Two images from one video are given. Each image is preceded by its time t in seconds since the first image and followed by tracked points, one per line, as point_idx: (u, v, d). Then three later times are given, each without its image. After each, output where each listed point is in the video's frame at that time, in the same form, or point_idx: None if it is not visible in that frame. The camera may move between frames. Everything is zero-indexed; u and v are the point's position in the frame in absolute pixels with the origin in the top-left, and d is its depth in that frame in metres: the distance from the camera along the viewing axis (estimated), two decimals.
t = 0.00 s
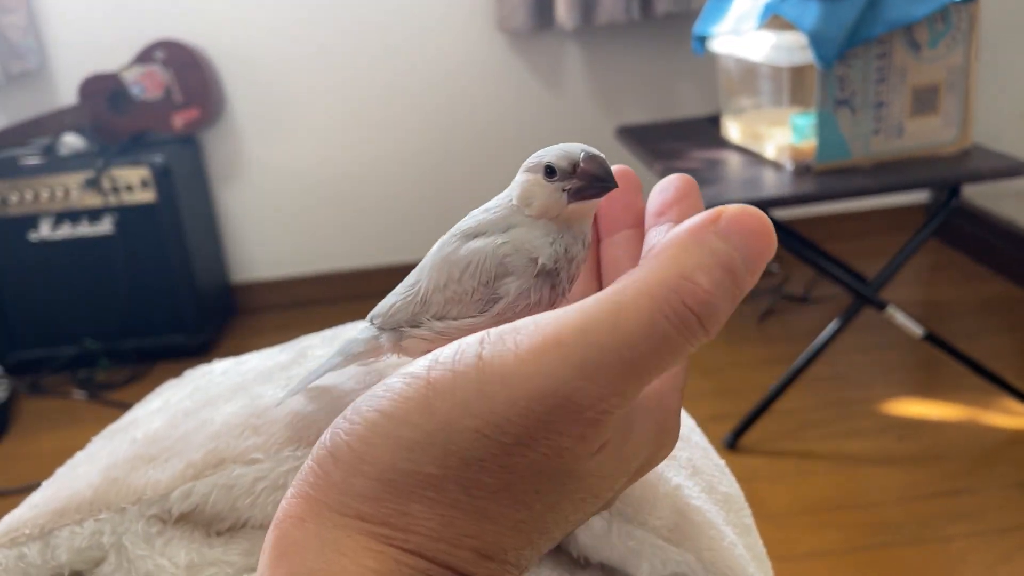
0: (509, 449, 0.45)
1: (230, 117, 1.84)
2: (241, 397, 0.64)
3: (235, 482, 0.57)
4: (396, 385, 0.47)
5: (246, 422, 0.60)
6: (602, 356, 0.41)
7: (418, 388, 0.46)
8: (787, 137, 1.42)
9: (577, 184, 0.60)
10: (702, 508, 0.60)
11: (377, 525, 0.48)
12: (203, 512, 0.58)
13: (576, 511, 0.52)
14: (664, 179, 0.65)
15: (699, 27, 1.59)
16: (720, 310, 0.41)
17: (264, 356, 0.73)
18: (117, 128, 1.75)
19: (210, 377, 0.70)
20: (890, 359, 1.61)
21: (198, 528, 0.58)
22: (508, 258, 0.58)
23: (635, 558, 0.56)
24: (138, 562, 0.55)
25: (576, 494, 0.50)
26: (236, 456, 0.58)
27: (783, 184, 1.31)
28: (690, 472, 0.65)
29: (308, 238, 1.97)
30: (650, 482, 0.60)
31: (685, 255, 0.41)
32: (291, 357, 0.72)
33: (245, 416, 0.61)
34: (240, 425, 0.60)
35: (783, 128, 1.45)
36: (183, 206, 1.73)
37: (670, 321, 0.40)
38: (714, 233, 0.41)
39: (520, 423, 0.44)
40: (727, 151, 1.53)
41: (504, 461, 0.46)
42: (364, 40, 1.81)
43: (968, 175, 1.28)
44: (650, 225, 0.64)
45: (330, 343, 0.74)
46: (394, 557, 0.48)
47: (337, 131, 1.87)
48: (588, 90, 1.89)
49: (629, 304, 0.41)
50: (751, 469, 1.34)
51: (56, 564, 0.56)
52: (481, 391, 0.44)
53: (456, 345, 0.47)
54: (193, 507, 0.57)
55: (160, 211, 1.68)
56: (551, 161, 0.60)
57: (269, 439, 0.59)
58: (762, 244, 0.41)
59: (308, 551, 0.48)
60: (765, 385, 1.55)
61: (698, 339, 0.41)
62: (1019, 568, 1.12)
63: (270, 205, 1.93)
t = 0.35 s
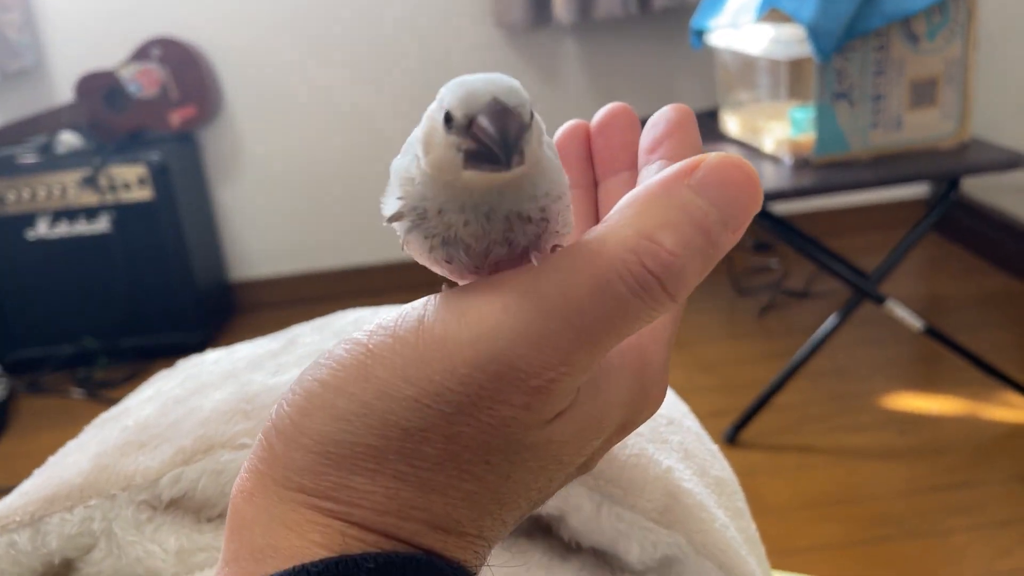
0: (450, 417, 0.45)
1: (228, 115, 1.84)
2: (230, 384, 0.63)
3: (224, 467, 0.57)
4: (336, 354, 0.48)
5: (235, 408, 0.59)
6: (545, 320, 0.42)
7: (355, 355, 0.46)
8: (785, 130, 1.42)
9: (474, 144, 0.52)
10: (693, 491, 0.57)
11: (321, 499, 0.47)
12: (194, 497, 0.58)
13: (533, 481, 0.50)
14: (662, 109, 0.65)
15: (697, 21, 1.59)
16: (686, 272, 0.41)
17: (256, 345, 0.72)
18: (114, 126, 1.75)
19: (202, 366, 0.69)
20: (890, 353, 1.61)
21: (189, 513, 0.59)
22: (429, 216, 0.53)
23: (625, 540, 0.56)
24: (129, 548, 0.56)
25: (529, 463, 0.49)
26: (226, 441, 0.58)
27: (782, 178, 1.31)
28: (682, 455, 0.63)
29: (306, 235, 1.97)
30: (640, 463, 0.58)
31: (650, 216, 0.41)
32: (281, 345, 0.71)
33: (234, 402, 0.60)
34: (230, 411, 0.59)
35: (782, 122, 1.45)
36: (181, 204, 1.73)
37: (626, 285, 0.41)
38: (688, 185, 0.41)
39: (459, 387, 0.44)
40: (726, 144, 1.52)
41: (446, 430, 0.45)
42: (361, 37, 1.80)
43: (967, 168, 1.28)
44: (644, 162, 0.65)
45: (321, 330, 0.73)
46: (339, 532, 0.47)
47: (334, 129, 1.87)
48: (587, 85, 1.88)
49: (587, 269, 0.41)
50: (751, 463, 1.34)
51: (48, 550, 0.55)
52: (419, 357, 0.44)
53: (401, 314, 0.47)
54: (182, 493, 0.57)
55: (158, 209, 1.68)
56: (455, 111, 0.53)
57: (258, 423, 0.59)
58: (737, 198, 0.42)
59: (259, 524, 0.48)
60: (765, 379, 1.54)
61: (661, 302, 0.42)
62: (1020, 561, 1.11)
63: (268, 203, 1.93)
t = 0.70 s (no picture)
0: (444, 402, 0.45)
1: (224, 116, 1.84)
2: (221, 386, 0.63)
3: (216, 470, 0.57)
4: (329, 349, 0.48)
5: (225, 411, 0.60)
6: (533, 310, 0.43)
7: (349, 347, 0.46)
8: (782, 128, 1.42)
9: (473, 140, 0.50)
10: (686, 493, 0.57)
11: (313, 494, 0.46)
12: (184, 501, 0.58)
13: (528, 472, 0.49)
14: (648, 117, 0.65)
15: (693, 20, 1.59)
16: (666, 272, 0.43)
17: (247, 347, 0.72)
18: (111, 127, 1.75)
19: (193, 368, 0.68)
20: (888, 352, 1.61)
21: (179, 516, 0.59)
22: (413, 208, 0.53)
23: (617, 543, 0.55)
24: (118, 552, 0.55)
25: (523, 451, 0.48)
26: (216, 444, 0.58)
27: (778, 177, 1.31)
28: (675, 457, 0.63)
29: (304, 236, 1.97)
30: (633, 465, 0.58)
31: (631, 219, 0.43)
32: (273, 347, 0.71)
33: (224, 405, 0.60)
34: (220, 414, 0.59)
35: (778, 121, 1.44)
36: (178, 206, 1.73)
37: (610, 281, 0.42)
38: (665, 194, 0.43)
39: (455, 372, 0.44)
40: (723, 143, 1.52)
41: (440, 416, 0.45)
42: (357, 37, 1.80)
43: (964, 165, 1.28)
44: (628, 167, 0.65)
45: (312, 332, 0.73)
46: (330, 528, 0.45)
47: (331, 129, 1.87)
48: (585, 84, 1.88)
49: (572, 268, 0.43)
50: (749, 463, 1.33)
51: (37, 554, 0.55)
52: (415, 345, 0.44)
53: (394, 307, 0.47)
54: (172, 497, 0.57)
55: (155, 211, 1.68)
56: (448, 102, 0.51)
57: (248, 427, 0.59)
58: (713, 205, 0.43)
59: (248, 524, 0.46)
60: (763, 378, 1.54)
61: (644, 299, 0.43)
62: (1018, 559, 1.11)
63: (265, 204, 1.92)
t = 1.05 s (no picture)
0: (476, 408, 0.44)
1: (224, 119, 1.84)
2: (226, 384, 0.63)
3: (220, 468, 0.57)
4: (364, 351, 0.47)
5: (229, 409, 0.60)
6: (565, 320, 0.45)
7: (384, 352, 0.46)
8: (781, 129, 1.42)
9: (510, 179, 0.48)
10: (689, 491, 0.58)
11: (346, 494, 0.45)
12: (189, 498, 0.58)
13: (551, 477, 0.49)
14: (653, 146, 0.66)
15: (691, 21, 1.59)
16: (684, 291, 0.47)
17: (250, 345, 0.72)
18: (110, 130, 1.75)
19: (196, 367, 0.69)
20: (888, 351, 1.61)
21: (184, 514, 0.58)
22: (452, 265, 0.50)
23: (620, 540, 0.55)
24: (123, 549, 0.56)
25: (547, 458, 0.48)
26: (221, 442, 0.58)
27: (778, 176, 1.31)
28: (677, 455, 0.63)
29: (304, 238, 1.97)
30: (635, 463, 0.58)
31: (652, 242, 0.47)
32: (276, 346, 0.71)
33: (229, 403, 0.60)
34: (224, 411, 0.59)
35: (777, 120, 1.45)
36: (179, 208, 1.74)
37: (632, 298, 0.46)
38: (682, 221, 0.47)
39: (489, 377, 0.44)
40: (722, 143, 1.53)
41: (472, 421, 0.45)
42: (356, 40, 1.81)
43: (962, 165, 1.28)
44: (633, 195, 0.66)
45: (315, 331, 0.72)
46: (363, 526, 0.44)
47: (331, 132, 1.87)
48: (583, 85, 1.89)
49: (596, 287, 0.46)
50: (750, 462, 1.34)
51: (43, 552, 0.55)
52: (449, 350, 0.44)
53: (423, 316, 0.48)
54: (178, 494, 0.57)
55: (155, 214, 1.69)
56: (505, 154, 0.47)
57: (253, 424, 0.59)
58: (724, 232, 0.47)
59: (281, 522, 0.45)
60: (763, 378, 1.54)
61: (663, 315, 0.47)
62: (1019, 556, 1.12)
63: (265, 206, 1.93)
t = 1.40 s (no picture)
0: (494, 414, 0.47)
1: (225, 124, 1.85)
2: (237, 391, 0.64)
3: (232, 474, 0.58)
4: (383, 359, 0.50)
5: (241, 416, 0.60)
6: (578, 330, 0.46)
7: (404, 360, 0.48)
8: (781, 133, 1.43)
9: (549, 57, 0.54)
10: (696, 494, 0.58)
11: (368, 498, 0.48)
12: (201, 504, 0.59)
13: (562, 481, 0.51)
14: (654, 157, 0.67)
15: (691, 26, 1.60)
16: (692, 300, 0.48)
17: (260, 352, 0.72)
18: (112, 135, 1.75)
19: (206, 373, 0.69)
20: (888, 354, 1.62)
21: (196, 520, 0.59)
22: (544, 201, 0.55)
23: (628, 543, 0.56)
24: (138, 555, 0.56)
25: (561, 463, 0.50)
26: (234, 447, 0.59)
27: (778, 180, 1.32)
28: (683, 459, 0.63)
29: (306, 243, 1.98)
30: (642, 467, 0.59)
31: (661, 252, 0.47)
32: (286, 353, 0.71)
33: (241, 409, 0.61)
34: (236, 419, 0.60)
35: (777, 125, 1.46)
36: (181, 214, 1.74)
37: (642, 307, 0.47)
38: (689, 233, 0.47)
39: (507, 386, 0.46)
40: (723, 148, 1.53)
41: (489, 427, 0.47)
42: (357, 45, 1.81)
43: (962, 168, 1.29)
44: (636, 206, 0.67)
45: (325, 338, 0.72)
46: (384, 529, 0.47)
47: (332, 137, 1.88)
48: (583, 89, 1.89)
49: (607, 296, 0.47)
50: (752, 465, 1.34)
51: (58, 558, 0.56)
52: (468, 359, 0.47)
53: (443, 325, 0.50)
54: (191, 500, 0.58)
55: (158, 220, 1.69)
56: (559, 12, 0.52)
57: (265, 431, 0.60)
58: (732, 246, 0.48)
59: (304, 525, 0.48)
60: (764, 381, 1.55)
61: (673, 325, 0.48)
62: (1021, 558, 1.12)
63: (267, 211, 1.93)
